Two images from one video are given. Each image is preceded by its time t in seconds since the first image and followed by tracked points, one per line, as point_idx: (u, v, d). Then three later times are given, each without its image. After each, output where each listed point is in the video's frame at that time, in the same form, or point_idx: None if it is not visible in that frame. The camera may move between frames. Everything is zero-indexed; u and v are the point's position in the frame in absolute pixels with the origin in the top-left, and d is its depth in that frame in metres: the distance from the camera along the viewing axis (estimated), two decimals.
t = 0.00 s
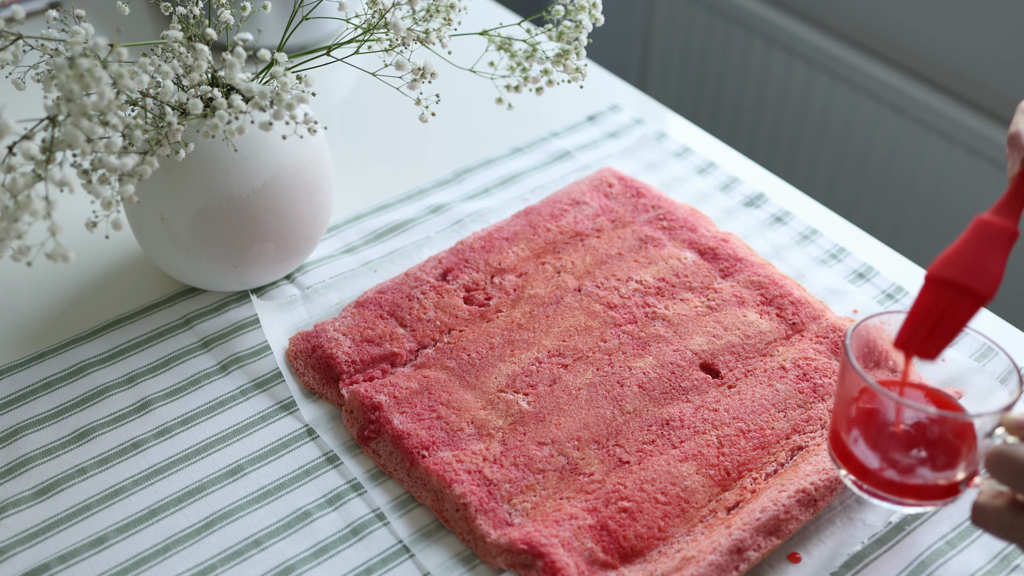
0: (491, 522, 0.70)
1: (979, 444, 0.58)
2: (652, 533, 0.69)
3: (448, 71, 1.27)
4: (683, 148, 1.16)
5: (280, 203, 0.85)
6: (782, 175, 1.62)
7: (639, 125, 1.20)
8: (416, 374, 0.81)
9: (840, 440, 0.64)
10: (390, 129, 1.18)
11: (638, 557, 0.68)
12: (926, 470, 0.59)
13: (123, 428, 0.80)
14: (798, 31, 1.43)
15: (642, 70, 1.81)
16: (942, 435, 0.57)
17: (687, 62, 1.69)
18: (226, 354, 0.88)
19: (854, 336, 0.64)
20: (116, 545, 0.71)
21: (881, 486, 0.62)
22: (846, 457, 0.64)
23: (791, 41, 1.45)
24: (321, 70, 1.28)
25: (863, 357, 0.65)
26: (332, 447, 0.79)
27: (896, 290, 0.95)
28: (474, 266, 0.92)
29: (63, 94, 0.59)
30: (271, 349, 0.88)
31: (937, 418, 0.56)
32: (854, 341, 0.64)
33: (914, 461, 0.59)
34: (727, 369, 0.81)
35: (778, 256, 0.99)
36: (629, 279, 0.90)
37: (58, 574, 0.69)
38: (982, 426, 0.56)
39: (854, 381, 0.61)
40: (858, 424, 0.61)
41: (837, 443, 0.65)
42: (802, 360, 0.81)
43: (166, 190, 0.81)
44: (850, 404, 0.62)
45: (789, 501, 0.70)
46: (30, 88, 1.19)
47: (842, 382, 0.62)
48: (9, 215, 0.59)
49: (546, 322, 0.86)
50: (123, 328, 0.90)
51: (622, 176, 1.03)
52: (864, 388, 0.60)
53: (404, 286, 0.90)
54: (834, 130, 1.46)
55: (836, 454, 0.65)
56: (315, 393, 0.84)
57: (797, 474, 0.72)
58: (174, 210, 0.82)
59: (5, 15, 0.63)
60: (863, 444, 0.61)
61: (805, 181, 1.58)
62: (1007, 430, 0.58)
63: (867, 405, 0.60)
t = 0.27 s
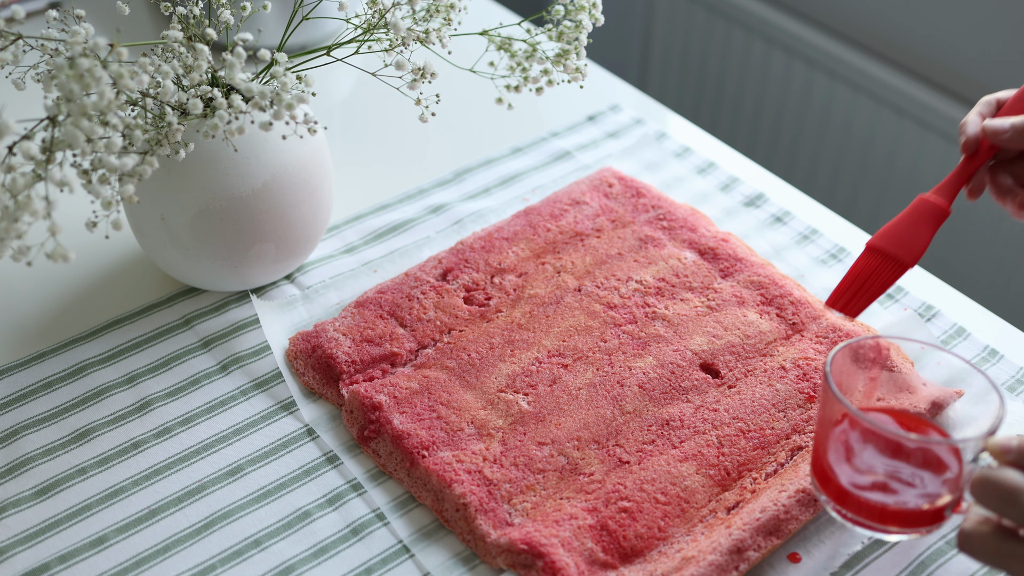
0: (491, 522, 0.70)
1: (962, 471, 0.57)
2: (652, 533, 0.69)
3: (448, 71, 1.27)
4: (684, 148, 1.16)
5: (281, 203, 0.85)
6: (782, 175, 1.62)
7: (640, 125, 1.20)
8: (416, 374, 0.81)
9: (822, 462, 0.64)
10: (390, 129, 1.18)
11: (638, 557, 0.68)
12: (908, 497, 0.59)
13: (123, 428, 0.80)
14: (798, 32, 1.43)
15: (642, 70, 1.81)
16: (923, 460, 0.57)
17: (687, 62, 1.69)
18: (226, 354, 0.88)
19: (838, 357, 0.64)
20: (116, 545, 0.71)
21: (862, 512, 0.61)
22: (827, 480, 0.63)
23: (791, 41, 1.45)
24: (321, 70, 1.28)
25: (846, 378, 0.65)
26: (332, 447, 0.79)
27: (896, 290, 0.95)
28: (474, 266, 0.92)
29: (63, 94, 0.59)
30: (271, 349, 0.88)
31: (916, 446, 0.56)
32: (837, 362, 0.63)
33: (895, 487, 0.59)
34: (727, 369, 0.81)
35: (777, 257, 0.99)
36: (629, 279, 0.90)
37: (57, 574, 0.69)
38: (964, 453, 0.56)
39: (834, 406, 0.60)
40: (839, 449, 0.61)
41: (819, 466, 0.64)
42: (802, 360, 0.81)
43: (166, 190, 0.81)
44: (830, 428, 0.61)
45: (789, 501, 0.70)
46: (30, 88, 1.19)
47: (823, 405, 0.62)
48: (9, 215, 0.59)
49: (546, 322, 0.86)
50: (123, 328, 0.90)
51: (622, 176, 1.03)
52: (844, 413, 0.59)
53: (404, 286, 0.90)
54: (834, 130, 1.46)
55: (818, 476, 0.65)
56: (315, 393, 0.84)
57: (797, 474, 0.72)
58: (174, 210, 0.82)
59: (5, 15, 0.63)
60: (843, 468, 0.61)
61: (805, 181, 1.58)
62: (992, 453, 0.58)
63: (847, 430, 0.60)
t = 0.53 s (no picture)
0: (491, 522, 0.70)
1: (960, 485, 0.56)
2: (652, 533, 0.69)
3: (448, 71, 1.26)
4: (684, 148, 1.16)
5: (281, 203, 0.85)
6: (782, 175, 1.62)
7: (640, 125, 1.20)
8: (416, 374, 0.81)
9: (819, 472, 0.63)
10: (389, 129, 1.18)
11: (638, 557, 0.68)
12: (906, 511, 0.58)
13: (123, 428, 0.80)
14: (798, 31, 1.43)
15: (642, 70, 1.81)
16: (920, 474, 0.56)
17: (687, 62, 1.69)
18: (226, 354, 0.88)
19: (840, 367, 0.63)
20: (116, 544, 0.71)
21: (860, 523, 0.61)
22: (824, 491, 0.63)
23: (791, 41, 1.45)
24: (321, 70, 1.28)
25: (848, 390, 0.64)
26: (332, 447, 0.79)
27: (896, 290, 0.95)
28: (474, 266, 0.92)
29: (63, 94, 0.59)
30: (271, 349, 0.88)
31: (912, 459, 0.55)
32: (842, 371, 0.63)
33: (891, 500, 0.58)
34: (727, 369, 0.81)
35: (777, 257, 0.99)
36: (629, 279, 0.90)
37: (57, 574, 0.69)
38: (961, 466, 0.55)
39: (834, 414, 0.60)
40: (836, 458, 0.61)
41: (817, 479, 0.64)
42: (801, 359, 0.81)
43: (166, 191, 0.81)
44: (829, 437, 0.61)
45: (789, 501, 0.70)
46: (30, 88, 1.19)
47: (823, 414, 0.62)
48: (9, 216, 0.59)
49: (546, 322, 0.86)
50: (123, 328, 0.90)
51: (622, 176, 1.03)
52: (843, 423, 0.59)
53: (404, 286, 0.90)
54: (834, 129, 1.46)
55: (815, 487, 0.64)
56: (315, 394, 0.84)
57: (797, 475, 0.72)
58: (174, 211, 0.82)
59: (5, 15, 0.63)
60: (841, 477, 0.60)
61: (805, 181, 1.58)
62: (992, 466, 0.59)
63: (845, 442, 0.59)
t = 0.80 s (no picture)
0: (491, 522, 0.70)
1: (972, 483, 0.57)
2: (652, 533, 0.69)
3: (448, 71, 1.26)
4: (684, 148, 1.16)
5: (281, 203, 0.85)
6: (782, 175, 1.62)
7: (640, 124, 1.20)
8: (416, 374, 0.81)
9: (827, 469, 0.63)
10: (389, 130, 1.18)
11: (638, 557, 0.68)
12: (916, 510, 0.58)
13: (123, 428, 0.80)
14: (798, 32, 1.43)
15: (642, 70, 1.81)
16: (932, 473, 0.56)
17: (687, 62, 1.69)
18: (226, 354, 0.88)
19: (848, 364, 0.63)
20: (116, 544, 0.71)
21: (868, 521, 0.61)
22: (832, 487, 0.63)
23: (791, 41, 1.45)
24: (321, 70, 1.28)
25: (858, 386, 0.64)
26: (332, 447, 0.79)
27: (896, 290, 0.95)
28: (474, 266, 0.92)
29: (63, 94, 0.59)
30: (271, 349, 0.88)
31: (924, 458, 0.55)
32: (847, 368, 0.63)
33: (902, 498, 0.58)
34: (727, 369, 0.81)
35: (777, 257, 0.99)
36: (629, 279, 0.90)
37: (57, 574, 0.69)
38: (972, 465, 0.55)
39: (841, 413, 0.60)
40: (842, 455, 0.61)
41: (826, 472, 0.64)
42: (801, 359, 0.81)
43: (166, 191, 0.81)
44: (837, 435, 0.61)
45: (789, 501, 0.70)
46: (30, 88, 1.19)
47: (831, 411, 0.62)
48: (9, 215, 0.59)
49: (546, 322, 0.86)
50: (123, 328, 0.90)
51: (622, 176, 1.03)
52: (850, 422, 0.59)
53: (404, 286, 0.90)
54: (834, 130, 1.46)
55: (823, 483, 0.64)
56: (315, 393, 0.84)
57: (797, 475, 0.72)
58: (174, 210, 0.82)
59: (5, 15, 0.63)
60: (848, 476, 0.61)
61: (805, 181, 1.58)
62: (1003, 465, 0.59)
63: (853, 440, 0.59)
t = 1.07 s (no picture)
0: (491, 522, 0.70)
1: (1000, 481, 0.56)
2: (652, 533, 0.69)
3: (448, 71, 1.27)
4: (683, 148, 1.16)
5: (281, 204, 0.85)
6: (782, 175, 1.62)
7: (639, 124, 1.20)
8: (416, 374, 0.81)
9: (851, 461, 0.63)
10: (389, 130, 1.18)
11: (638, 557, 0.68)
12: (940, 507, 0.58)
13: (122, 428, 0.80)
14: (798, 32, 1.43)
15: (642, 70, 1.81)
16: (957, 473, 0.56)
17: (687, 62, 1.69)
18: (226, 354, 0.88)
19: (876, 356, 0.62)
20: (116, 545, 0.71)
21: (891, 515, 0.61)
22: (855, 480, 0.63)
23: (791, 41, 1.45)
24: (321, 70, 1.28)
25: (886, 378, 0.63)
26: (332, 447, 0.79)
27: (896, 290, 0.95)
28: (474, 266, 0.92)
29: (63, 94, 0.59)
30: (271, 349, 0.88)
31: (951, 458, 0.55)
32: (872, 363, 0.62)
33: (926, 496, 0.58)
34: (727, 369, 0.81)
35: (777, 257, 0.99)
36: (629, 279, 0.90)
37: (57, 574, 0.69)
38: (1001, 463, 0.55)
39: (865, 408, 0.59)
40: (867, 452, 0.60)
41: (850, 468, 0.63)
42: (801, 359, 0.81)
43: (166, 190, 0.81)
44: (862, 430, 0.60)
45: (789, 501, 0.70)
46: (30, 88, 1.19)
47: (854, 405, 0.61)
48: (9, 215, 0.59)
49: (546, 322, 0.86)
50: (123, 328, 0.90)
51: (622, 176, 1.03)
52: (874, 416, 0.58)
53: (404, 286, 0.90)
54: (835, 130, 1.46)
55: (846, 474, 0.64)
56: (315, 393, 0.84)
57: (797, 475, 0.72)
58: (174, 210, 0.82)
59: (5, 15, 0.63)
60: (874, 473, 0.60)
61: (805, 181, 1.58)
62: None
63: (876, 436, 0.59)
